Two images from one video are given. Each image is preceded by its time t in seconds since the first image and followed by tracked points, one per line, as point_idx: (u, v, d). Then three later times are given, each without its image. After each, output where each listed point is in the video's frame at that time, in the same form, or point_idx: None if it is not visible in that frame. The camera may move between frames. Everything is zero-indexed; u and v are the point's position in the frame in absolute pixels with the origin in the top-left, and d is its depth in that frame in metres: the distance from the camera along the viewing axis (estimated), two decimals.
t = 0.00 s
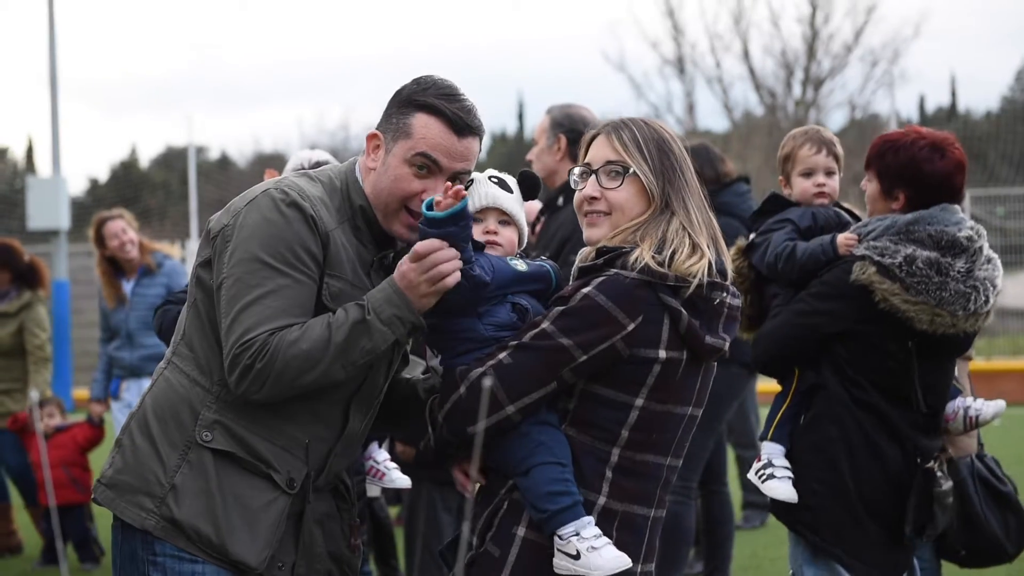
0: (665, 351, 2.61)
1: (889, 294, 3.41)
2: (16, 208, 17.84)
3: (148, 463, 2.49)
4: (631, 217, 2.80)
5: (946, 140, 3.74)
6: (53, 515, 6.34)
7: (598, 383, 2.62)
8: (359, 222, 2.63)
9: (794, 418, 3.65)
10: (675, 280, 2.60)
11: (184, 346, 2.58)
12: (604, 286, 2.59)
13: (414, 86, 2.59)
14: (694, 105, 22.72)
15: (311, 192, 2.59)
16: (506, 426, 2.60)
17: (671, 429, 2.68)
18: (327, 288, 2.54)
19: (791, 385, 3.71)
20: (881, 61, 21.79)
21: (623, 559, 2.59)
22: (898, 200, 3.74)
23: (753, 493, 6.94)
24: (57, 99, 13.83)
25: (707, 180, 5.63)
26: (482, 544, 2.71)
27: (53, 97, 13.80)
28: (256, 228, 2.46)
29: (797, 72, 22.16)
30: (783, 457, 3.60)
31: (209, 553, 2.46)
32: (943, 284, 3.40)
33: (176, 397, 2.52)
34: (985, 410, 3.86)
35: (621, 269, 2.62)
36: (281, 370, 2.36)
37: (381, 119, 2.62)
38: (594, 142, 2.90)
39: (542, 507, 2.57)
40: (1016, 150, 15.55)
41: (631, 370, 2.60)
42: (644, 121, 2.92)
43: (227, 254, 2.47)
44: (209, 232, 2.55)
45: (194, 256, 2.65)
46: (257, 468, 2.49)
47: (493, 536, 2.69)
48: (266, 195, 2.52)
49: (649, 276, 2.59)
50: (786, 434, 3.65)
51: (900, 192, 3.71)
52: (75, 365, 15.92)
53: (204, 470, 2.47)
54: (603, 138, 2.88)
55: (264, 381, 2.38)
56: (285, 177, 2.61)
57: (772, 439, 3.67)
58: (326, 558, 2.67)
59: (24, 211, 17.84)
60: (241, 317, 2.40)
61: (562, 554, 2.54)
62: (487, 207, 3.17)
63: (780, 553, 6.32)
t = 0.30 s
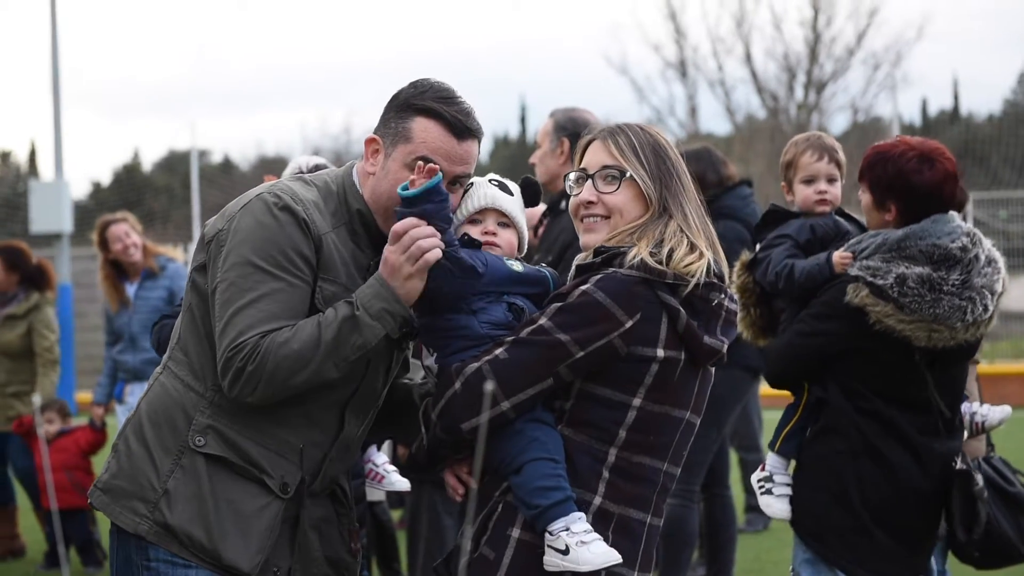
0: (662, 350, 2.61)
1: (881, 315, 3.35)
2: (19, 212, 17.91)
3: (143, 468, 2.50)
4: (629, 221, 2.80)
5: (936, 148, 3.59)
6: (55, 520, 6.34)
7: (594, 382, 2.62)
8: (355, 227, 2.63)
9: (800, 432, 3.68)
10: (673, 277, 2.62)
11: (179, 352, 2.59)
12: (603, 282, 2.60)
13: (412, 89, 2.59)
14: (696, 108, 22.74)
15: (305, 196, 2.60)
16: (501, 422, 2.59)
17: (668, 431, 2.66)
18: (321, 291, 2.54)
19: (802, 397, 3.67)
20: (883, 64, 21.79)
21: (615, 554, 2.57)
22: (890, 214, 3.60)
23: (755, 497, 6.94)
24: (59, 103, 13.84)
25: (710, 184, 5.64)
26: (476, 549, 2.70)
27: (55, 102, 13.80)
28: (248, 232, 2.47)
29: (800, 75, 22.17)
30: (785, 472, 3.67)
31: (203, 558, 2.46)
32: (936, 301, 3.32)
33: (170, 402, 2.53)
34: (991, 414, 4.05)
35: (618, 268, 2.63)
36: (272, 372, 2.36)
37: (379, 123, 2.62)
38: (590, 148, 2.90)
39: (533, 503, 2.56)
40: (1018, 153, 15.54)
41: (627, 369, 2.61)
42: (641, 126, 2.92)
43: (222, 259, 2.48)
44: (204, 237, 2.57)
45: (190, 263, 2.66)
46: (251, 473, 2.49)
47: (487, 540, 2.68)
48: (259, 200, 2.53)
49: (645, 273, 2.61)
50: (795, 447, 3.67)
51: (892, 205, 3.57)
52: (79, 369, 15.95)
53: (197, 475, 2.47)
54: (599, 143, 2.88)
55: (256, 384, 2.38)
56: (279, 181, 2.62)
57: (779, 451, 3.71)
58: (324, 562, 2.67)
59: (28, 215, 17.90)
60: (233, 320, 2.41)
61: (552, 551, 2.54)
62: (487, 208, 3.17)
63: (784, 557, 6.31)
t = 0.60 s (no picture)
0: (669, 362, 2.62)
1: (873, 333, 3.33)
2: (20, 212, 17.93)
3: (137, 465, 2.50)
4: (631, 233, 2.79)
5: (928, 160, 3.51)
6: (55, 519, 6.34)
7: (601, 395, 2.62)
8: (355, 226, 2.63)
9: (807, 443, 3.65)
10: (679, 287, 2.63)
11: (176, 349, 2.59)
12: (608, 294, 2.61)
13: (413, 90, 2.59)
14: (697, 106, 22.74)
15: (304, 195, 2.60)
16: (506, 434, 2.59)
17: (672, 444, 2.66)
18: (317, 290, 2.54)
19: (808, 407, 3.66)
20: (884, 62, 21.80)
21: (626, 560, 2.56)
22: (883, 226, 3.54)
23: (758, 495, 6.94)
24: (61, 104, 13.83)
25: (711, 182, 5.63)
26: (476, 556, 2.69)
27: (56, 102, 13.81)
28: (246, 229, 2.47)
29: (801, 72, 22.16)
30: (796, 484, 3.68)
31: (196, 555, 2.47)
32: (927, 317, 3.28)
33: (166, 399, 2.53)
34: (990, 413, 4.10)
35: (623, 279, 2.64)
36: (267, 369, 2.36)
37: (379, 125, 2.62)
38: (586, 161, 2.89)
39: (539, 510, 2.56)
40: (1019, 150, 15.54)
41: (634, 382, 2.62)
42: (633, 136, 2.93)
43: (219, 255, 2.48)
44: (203, 234, 2.57)
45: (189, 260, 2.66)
46: (244, 472, 2.49)
47: (487, 548, 2.67)
48: (257, 197, 2.54)
49: (650, 284, 2.61)
50: (802, 457, 3.66)
51: (883, 218, 3.51)
52: (80, 369, 15.97)
53: (191, 472, 2.47)
54: (596, 156, 2.88)
55: (250, 381, 2.38)
56: (277, 179, 2.63)
57: (789, 461, 3.69)
58: (319, 563, 2.67)
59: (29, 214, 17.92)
60: (228, 317, 2.41)
61: (560, 558, 2.52)
62: (485, 217, 3.18)
63: (787, 554, 6.31)
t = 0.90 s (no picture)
0: (678, 354, 2.61)
1: (875, 330, 3.33)
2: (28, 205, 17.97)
3: (141, 457, 2.51)
4: (640, 223, 2.79)
5: (933, 158, 3.46)
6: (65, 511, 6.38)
7: (610, 386, 2.62)
8: (365, 221, 2.63)
9: (814, 434, 3.64)
10: (689, 280, 2.62)
11: (181, 343, 2.60)
12: (619, 285, 2.60)
13: (424, 86, 2.58)
14: (705, 98, 22.70)
15: (312, 189, 2.61)
16: (514, 425, 2.59)
17: (679, 432, 2.66)
18: (321, 284, 2.54)
19: (815, 399, 3.64)
20: (892, 53, 21.74)
21: (628, 558, 2.58)
22: (887, 223, 3.52)
23: (766, 487, 6.94)
24: (69, 98, 13.86)
25: (719, 174, 5.63)
26: (483, 547, 2.69)
27: (64, 95, 13.84)
28: (252, 223, 2.48)
29: (809, 64, 22.09)
30: (803, 475, 3.67)
31: (196, 548, 2.47)
32: (927, 315, 3.27)
33: (169, 392, 2.54)
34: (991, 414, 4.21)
35: (633, 271, 2.62)
36: (269, 363, 2.36)
37: (388, 121, 2.62)
38: (596, 149, 2.89)
39: (546, 503, 2.57)
40: None
41: (642, 374, 2.61)
42: (644, 123, 2.92)
43: (226, 249, 2.49)
44: (210, 228, 2.58)
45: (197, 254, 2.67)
46: (246, 466, 2.49)
47: (495, 538, 2.67)
48: (265, 191, 2.54)
49: (663, 277, 2.60)
50: (809, 448, 3.65)
51: (886, 215, 3.49)
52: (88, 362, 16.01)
53: (194, 464, 2.48)
54: (605, 144, 2.87)
55: (252, 375, 2.39)
56: (286, 173, 2.63)
57: (796, 452, 3.68)
58: (323, 557, 2.67)
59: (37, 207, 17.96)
60: (231, 312, 2.41)
61: (565, 551, 2.55)
62: (493, 209, 3.17)
63: (794, 547, 6.31)
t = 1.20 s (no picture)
0: (677, 351, 2.62)
1: (872, 327, 3.33)
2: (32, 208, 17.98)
3: (144, 462, 2.51)
4: (639, 218, 2.79)
5: (934, 158, 3.45)
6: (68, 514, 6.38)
7: (611, 383, 2.62)
8: (365, 225, 2.63)
9: (813, 431, 3.64)
10: (687, 278, 2.62)
11: (184, 347, 2.60)
12: (618, 284, 2.59)
13: (422, 87, 2.59)
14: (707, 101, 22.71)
15: (312, 191, 2.61)
16: (514, 424, 2.60)
17: (680, 428, 2.66)
18: (323, 286, 2.54)
19: (814, 395, 3.64)
20: (894, 56, 21.73)
21: (633, 556, 2.58)
22: (887, 221, 3.50)
23: (768, 490, 6.93)
24: (72, 101, 13.87)
25: (721, 177, 5.63)
26: (491, 545, 2.70)
27: (68, 99, 13.86)
28: (253, 227, 2.48)
29: (811, 67, 22.09)
30: (801, 471, 3.68)
31: (199, 552, 2.48)
32: (924, 313, 3.27)
33: (172, 397, 2.54)
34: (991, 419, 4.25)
35: (631, 269, 2.62)
36: (271, 367, 2.36)
37: (388, 120, 2.62)
38: (596, 143, 2.89)
39: (549, 502, 2.57)
40: None
41: (642, 371, 2.61)
42: (646, 115, 2.91)
43: (226, 251, 2.49)
44: (211, 231, 2.58)
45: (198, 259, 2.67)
46: (249, 470, 2.49)
47: (501, 537, 2.67)
48: (265, 195, 2.54)
49: (661, 275, 2.60)
50: (808, 444, 3.65)
51: (887, 213, 3.48)
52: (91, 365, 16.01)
53: (196, 468, 2.48)
54: (606, 138, 2.86)
55: (254, 378, 2.39)
56: (286, 176, 2.63)
57: (795, 449, 3.69)
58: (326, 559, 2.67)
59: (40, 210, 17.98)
60: (233, 316, 2.41)
61: (568, 550, 2.54)
62: (499, 203, 3.18)
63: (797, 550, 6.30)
